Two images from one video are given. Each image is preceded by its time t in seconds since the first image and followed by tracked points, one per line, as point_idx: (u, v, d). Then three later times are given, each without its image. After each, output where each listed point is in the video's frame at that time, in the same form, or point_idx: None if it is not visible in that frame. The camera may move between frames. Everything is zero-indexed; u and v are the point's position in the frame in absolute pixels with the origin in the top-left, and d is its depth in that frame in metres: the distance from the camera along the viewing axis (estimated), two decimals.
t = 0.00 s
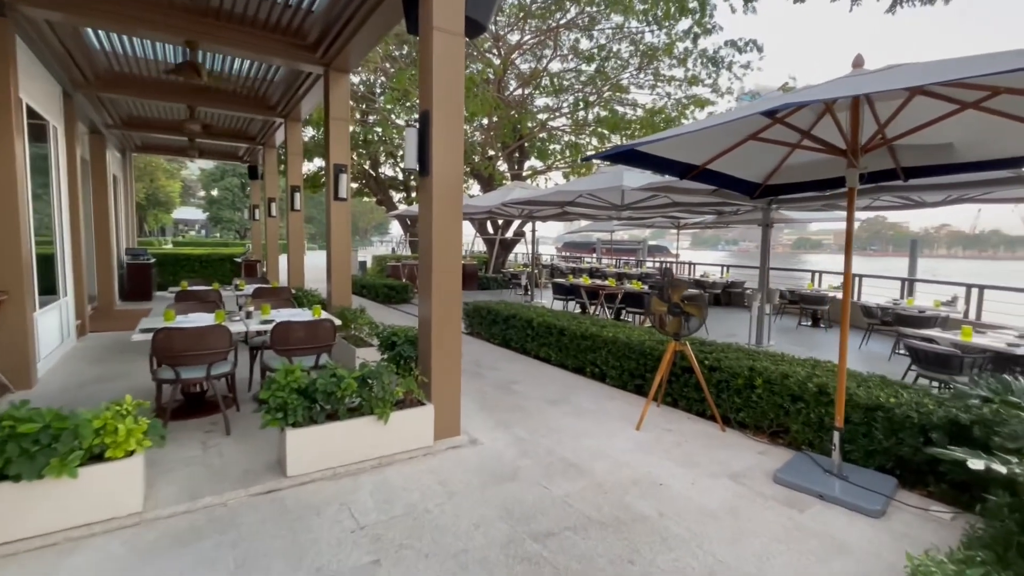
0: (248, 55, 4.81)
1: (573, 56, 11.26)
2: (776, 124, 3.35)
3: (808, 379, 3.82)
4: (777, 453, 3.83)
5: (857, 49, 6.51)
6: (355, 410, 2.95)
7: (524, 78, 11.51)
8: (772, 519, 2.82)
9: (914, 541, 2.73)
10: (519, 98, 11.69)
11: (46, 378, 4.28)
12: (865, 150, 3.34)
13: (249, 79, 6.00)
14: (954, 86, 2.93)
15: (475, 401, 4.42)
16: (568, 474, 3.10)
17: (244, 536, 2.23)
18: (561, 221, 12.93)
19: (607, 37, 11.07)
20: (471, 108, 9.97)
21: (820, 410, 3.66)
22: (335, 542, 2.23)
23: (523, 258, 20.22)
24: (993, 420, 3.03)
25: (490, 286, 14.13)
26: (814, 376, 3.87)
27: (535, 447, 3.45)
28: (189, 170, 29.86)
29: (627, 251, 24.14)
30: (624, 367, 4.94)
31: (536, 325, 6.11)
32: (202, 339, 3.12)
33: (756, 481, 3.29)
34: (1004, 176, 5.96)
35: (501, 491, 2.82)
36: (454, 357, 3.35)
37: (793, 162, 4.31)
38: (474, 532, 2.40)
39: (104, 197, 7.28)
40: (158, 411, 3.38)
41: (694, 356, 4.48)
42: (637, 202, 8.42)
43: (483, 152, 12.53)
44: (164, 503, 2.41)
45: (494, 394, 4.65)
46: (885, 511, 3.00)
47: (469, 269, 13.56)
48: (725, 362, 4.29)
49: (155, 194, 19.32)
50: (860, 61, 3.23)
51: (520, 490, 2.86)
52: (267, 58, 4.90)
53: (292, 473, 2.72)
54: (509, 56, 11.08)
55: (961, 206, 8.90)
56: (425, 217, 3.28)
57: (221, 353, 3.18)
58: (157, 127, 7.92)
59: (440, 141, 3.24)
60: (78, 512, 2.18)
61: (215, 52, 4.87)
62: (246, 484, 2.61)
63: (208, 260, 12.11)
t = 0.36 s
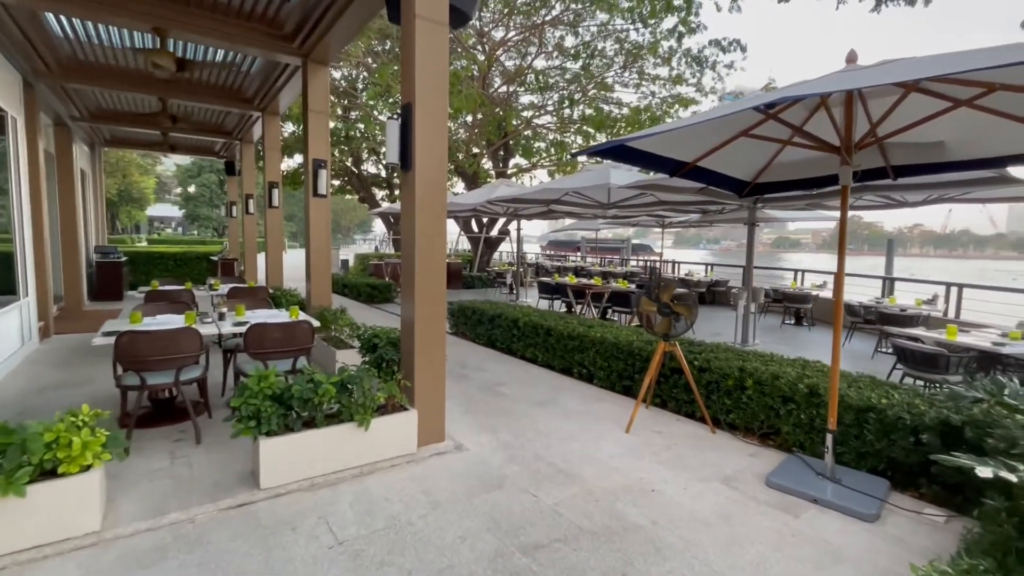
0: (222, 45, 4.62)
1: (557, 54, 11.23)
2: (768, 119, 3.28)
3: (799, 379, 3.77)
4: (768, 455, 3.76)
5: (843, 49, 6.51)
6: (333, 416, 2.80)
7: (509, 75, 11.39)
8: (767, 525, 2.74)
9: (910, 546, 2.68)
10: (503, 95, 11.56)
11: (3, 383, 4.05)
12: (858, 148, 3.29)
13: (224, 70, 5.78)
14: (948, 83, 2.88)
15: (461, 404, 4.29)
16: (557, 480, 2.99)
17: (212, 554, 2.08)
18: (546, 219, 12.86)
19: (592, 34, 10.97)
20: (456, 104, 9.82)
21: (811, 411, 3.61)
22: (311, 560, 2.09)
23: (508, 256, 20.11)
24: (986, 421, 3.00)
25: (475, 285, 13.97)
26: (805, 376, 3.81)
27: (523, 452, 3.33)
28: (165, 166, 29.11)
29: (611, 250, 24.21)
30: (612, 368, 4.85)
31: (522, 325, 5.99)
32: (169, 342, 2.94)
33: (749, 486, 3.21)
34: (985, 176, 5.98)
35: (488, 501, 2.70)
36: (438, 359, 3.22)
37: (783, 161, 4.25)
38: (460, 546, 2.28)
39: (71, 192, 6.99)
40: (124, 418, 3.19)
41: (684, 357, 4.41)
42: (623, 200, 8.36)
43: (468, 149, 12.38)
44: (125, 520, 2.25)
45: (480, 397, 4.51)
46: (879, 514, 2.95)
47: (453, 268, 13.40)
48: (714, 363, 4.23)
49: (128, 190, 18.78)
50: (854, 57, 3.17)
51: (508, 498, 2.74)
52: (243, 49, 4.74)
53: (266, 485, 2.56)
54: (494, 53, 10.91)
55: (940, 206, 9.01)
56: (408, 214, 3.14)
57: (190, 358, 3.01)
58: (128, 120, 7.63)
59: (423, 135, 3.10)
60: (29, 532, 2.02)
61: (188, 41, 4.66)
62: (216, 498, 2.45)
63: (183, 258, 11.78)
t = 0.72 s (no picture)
0: (189, 32, 4.39)
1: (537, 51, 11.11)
2: (758, 112, 3.21)
3: (787, 378, 3.72)
4: (757, 454, 3.71)
5: (824, 47, 6.51)
6: (309, 424, 2.63)
7: (489, 71, 11.25)
8: (761, 529, 2.68)
9: (903, 547, 2.64)
10: (483, 91, 11.41)
11: None
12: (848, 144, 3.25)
13: (192, 59, 5.54)
14: (938, 78, 2.85)
15: (443, 407, 4.15)
16: (546, 486, 2.87)
17: None
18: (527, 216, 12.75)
19: (573, 30, 10.81)
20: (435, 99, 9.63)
21: (799, 410, 3.57)
22: None
23: (489, 254, 19.95)
24: (973, 418, 2.98)
25: (455, 283, 13.78)
26: (793, 374, 3.77)
27: (509, 457, 3.21)
28: (132, 161, 28.13)
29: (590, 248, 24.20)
30: (597, 367, 4.76)
31: (504, 325, 5.87)
32: (129, 348, 2.75)
33: (740, 487, 3.14)
34: (962, 174, 6.03)
35: (474, 509, 2.57)
36: (419, 361, 3.07)
37: (768, 157, 4.21)
38: (445, 560, 2.15)
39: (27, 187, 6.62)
40: (81, 429, 2.98)
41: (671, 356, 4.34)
42: (605, 197, 8.31)
43: (447, 146, 12.18)
44: (78, 541, 2.06)
45: (463, 399, 4.37)
46: (871, 515, 2.91)
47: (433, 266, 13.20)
48: (701, 362, 4.17)
49: (93, 186, 18.07)
50: (844, 51, 3.12)
51: (495, 506, 2.62)
52: (212, 36, 4.52)
53: (235, 499, 2.39)
54: (474, 49, 10.72)
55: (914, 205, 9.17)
56: (387, 210, 2.99)
57: (152, 362, 2.82)
58: (90, 111, 7.28)
59: (403, 127, 2.96)
60: None
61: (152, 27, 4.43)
62: (181, 514, 2.28)
63: (150, 256, 11.33)
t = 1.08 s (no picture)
0: (141, 15, 4.07)
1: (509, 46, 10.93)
2: (747, 105, 3.11)
3: (772, 377, 3.67)
4: (744, 455, 3.64)
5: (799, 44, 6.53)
6: (277, 440, 2.41)
7: (461, 66, 11.04)
8: (757, 536, 2.59)
9: (898, 549, 2.59)
10: (455, 87, 11.18)
11: None
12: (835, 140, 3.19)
13: (145, 45, 5.20)
14: (926, 73, 2.80)
15: (421, 413, 3.96)
16: (533, 497, 2.72)
17: None
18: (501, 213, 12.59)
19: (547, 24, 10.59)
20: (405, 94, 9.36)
21: (786, 410, 3.51)
22: None
23: (461, 252, 19.73)
24: (957, 415, 2.96)
25: (428, 282, 13.51)
26: (778, 373, 3.72)
27: (492, 466, 3.05)
28: (83, 156, 26.77)
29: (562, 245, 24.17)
30: (579, 368, 4.64)
31: (482, 325, 5.69)
32: (70, 359, 2.50)
33: (731, 492, 3.05)
34: (931, 171, 6.12)
35: (459, 526, 2.40)
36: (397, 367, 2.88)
37: (751, 153, 4.15)
38: None
39: None
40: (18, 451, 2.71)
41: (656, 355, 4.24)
42: (581, 194, 8.21)
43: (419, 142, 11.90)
44: None
45: (441, 404, 4.18)
46: (862, 516, 2.86)
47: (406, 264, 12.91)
48: (686, 361, 4.08)
49: (39, 182, 17.08)
50: (832, 43, 3.05)
51: (481, 521, 2.45)
52: (170, 20, 4.22)
53: (193, 526, 2.16)
54: (445, 43, 10.49)
55: (880, 202, 9.38)
56: (360, 207, 2.78)
57: (97, 374, 2.58)
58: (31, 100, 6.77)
59: (377, 117, 2.75)
60: None
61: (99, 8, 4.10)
62: (131, 546, 2.04)
63: (101, 256, 10.82)
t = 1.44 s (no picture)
0: None
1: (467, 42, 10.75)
2: (714, 100, 3.07)
3: (739, 372, 3.67)
4: (712, 450, 3.64)
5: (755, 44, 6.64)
6: (224, 462, 2.21)
7: (418, 60, 10.78)
8: (731, 535, 2.56)
9: (866, 541, 2.61)
10: (412, 81, 10.92)
11: None
12: (798, 137, 3.21)
13: (69, 26, 4.81)
14: (886, 70, 2.84)
15: (383, 420, 3.77)
16: (505, 506, 2.60)
17: None
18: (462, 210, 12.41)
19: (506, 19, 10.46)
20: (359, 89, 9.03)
21: (753, 404, 3.52)
22: None
23: (421, 250, 19.41)
24: (914, 405, 3.03)
25: (387, 281, 13.19)
26: (744, 368, 3.73)
27: (460, 474, 2.91)
28: (6, 150, 24.84)
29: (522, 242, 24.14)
30: (546, 367, 4.55)
31: (445, 325, 5.52)
32: None
33: (702, 490, 3.03)
34: (878, 169, 6.35)
35: (427, 542, 2.26)
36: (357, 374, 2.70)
37: (714, 149, 4.15)
38: None
39: None
40: None
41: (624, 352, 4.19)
42: (543, 191, 8.13)
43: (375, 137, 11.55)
44: None
45: (405, 409, 4.00)
46: (830, 508, 2.88)
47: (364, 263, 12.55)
48: (654, 358, 4.05)
49: None
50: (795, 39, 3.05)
51: (450, 536, 2.31)
52: None
53: (126, 561, 1.93)
54: (401, 36, 10.21)
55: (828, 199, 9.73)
56: (314, 205, 2.58)
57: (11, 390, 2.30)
58: None
59: (330, 106, 2.55)
60: None
61: None
62: None
63: (25, 257, 10.04)
